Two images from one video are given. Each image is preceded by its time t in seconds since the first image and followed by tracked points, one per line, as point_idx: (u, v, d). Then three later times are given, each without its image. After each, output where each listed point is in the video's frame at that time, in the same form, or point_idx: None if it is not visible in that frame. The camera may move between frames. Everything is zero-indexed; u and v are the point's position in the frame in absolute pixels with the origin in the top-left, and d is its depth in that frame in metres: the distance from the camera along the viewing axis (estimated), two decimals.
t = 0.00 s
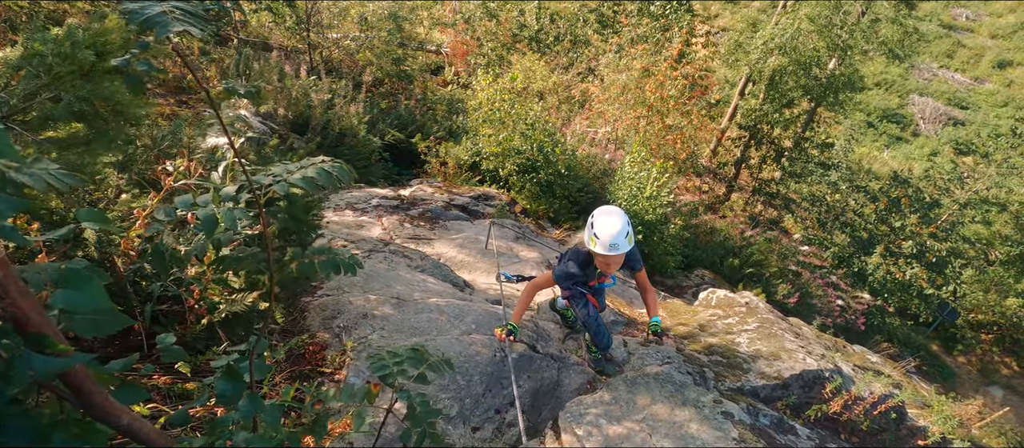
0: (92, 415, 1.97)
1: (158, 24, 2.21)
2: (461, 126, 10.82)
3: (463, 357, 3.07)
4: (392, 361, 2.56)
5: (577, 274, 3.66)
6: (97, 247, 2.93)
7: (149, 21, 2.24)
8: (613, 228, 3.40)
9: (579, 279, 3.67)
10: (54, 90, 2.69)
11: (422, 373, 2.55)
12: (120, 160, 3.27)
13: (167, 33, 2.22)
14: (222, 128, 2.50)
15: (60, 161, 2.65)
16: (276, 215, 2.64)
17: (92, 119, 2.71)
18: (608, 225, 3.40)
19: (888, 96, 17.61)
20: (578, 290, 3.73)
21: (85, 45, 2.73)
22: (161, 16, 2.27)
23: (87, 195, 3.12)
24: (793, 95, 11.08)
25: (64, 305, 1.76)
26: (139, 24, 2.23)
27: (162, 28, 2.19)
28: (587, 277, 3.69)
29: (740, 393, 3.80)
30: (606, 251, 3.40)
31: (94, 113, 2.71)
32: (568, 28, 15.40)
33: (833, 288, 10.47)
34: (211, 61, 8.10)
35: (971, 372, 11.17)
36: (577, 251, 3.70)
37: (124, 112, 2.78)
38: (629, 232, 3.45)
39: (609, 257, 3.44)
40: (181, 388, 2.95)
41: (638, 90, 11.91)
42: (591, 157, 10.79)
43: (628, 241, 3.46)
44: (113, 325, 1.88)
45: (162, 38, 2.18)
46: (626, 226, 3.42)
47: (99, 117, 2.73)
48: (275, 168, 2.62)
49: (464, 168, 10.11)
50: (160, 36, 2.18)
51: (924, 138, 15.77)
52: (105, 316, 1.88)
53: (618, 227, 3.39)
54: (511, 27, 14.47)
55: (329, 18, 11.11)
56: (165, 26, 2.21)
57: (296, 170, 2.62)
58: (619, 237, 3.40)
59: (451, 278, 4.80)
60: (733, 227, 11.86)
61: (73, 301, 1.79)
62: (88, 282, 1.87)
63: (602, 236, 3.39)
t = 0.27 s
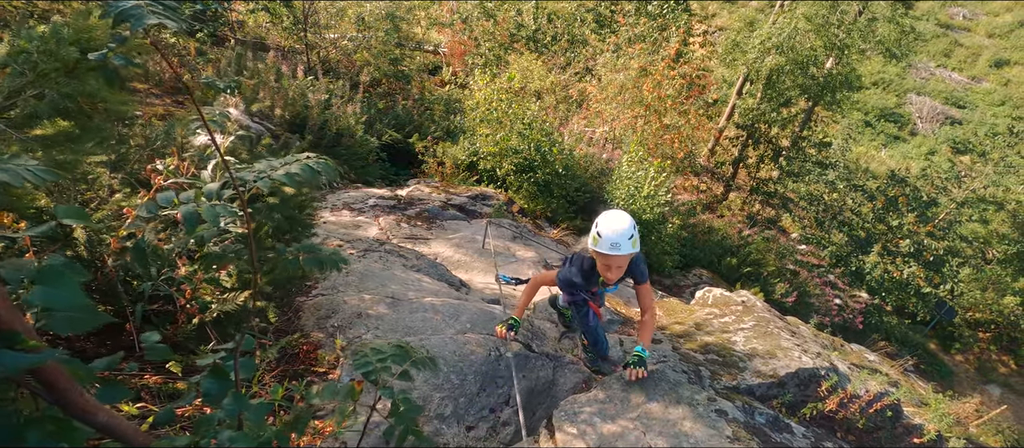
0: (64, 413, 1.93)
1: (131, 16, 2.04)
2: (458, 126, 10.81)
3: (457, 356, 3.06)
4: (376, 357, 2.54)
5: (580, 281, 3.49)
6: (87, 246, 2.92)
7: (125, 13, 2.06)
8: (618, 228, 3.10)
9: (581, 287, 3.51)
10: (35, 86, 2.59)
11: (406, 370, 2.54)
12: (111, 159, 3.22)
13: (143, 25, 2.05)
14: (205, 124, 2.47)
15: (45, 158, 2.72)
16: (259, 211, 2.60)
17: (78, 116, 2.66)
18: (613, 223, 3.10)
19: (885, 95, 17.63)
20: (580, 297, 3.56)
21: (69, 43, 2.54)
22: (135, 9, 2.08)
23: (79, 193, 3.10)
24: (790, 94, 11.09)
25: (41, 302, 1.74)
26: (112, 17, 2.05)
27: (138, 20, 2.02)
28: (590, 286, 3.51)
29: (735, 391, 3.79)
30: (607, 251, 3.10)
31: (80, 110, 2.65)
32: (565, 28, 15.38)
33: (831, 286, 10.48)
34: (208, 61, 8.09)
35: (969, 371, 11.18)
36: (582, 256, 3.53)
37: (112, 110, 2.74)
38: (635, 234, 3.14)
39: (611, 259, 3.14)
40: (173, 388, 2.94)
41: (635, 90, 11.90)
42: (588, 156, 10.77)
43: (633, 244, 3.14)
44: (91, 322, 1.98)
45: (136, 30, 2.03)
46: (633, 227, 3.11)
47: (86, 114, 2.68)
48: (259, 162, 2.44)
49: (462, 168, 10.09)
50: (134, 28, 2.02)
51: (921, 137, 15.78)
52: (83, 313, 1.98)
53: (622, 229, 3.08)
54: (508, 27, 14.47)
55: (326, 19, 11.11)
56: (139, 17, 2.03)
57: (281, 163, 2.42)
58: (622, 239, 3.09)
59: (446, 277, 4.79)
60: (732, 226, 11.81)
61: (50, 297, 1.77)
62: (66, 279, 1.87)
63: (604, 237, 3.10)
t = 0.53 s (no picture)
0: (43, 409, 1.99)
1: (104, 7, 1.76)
2: (455, 126, 10.78)
3: (451, 355, 3.05)
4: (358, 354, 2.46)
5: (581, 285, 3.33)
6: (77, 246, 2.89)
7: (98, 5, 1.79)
8: (626, 223, 2.92)
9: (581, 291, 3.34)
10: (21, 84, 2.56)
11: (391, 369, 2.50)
12: (103, 159, 3.21)
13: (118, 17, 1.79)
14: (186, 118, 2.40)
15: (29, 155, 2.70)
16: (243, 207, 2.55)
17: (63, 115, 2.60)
18: (622, 217, 2.94)
19: (882, 94, 17.64)
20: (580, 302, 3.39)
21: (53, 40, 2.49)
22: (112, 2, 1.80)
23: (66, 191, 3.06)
24: (787, 93, 11.10)
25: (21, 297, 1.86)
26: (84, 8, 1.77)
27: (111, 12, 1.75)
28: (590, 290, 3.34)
29: (732, 390, 3.80)
30: (614, 243, 2.89)
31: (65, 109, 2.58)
32: (563, 27, 15.37)
33: (828, 285, 10.50)
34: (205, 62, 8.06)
35: (967, 369, 11.19)
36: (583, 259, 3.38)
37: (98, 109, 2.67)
38: (644, 232, 2.95)
39: (617, 253, 2.92)
40: (164, 387, 2.94)
41: (632, 89, 11.88)
42: (586, 156, 10.74)
43: (640, 242, 2.94)
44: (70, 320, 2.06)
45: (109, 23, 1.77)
46: (642, 223, 2.93)
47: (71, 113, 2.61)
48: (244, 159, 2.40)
49: (459, 168, 10.08)
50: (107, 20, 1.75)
51: (919, 136, 15.79)
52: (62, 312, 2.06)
53: (631, 222, 2.91)
54: (506, 27, 14.47)
55: (323, 19, 11.09)
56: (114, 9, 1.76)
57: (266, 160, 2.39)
58: (631, 233, 2.90)
59: (443, 276, 4.78)
60: (729, 225, 11.82)
61: (29, 294, 1.88)
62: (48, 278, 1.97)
63: (613, 228, 2.91)
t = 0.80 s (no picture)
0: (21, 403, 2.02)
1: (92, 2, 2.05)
2: (453, 126, 10.76)
3: (446, 354, 3.05)
4: (345, 350, 2.47)
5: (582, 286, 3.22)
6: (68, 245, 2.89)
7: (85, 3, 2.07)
8: (629, 220, 2.90)
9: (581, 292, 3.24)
10: (6, 81, 2.58)
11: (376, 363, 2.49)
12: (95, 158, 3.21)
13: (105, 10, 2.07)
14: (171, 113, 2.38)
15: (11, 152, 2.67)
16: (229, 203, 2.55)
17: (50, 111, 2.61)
18: (624, 215, 2.92)
19: (879, 94, 17.67)
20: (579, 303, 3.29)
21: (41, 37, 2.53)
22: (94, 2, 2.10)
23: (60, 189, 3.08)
24: (784, 92, 11.11)
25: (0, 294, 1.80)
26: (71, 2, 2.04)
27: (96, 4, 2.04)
28: (590, 292, 3.25)
29: (728, 388, 3.79)
30: (617, 241, 2.86)
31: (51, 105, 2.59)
32: (560, 27, 15.36)
33: (826, 284, 10.51)
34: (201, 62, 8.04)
35: (965, 368, 11.22)
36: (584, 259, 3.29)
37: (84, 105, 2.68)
38: (647, 229, 2.93)
39: (618, 253, 2.88)
40: (156, 387, 2.93)
41: (630, 88, 11.88)
42: (584, 155, 10.71)
43: (644, 240, 2.91)
44: (52, 314, 2.03)
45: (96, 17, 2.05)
46: (645, 221, 2.91)
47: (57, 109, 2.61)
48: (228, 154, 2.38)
49: (457, 168, 10.06)
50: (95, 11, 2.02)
51: (916, 135, 15.81)
52: (43, 306, 2.03)
53: (634, 220, 2.89)
54: (504, 27, 14.49)
55: (321, 19, 11.07)
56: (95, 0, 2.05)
57: (250, 155, 2.38)
58: (633, 231, 2.87)
59: (439, 276, 4.77)
60: (727, 225, 11.84)
61: (8, 290, 1.83)
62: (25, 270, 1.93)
63: (614, 226, 2.88)
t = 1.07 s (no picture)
0: None
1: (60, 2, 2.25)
2: (450, 126, 10.75)
3: (440, 353, 3.04)
4: (330, 344, 2.47)
5: (583, 286, 3.11)
6: (57, 241, 2.87)
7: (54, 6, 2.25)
8: (630, 215, 2.89)
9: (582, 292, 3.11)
10: None
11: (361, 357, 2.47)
12: (88, 156, 3.20)
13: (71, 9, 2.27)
14: (154, 106, 2.36)
15: None
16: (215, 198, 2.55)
17: (34, 106, 2.61)
18: (625, 211, 2.90)
19: (877, 93, 17.68)
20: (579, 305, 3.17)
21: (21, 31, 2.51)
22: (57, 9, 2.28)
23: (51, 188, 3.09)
24: (782, 92, 11.12)
25: None
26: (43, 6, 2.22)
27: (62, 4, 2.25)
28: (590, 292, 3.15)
29: (725, 386, 3.79)
30: (617, 235, 2.84)
31: (36, 99, 2.60)
32: (558, 27, 15.35)
33: (824, 283, 10.51)
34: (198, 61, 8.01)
35: (963, 366, 11.24)
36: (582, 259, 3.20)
37: (69, 100, 2.69)
38: (648, 225, 2.91)
39: (621, 248, 2.86)
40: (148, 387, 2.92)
41: (628, 88, 11.87)
42: (582, 155, 10.65)
43: (645, 235, 2.90)
44: (28, 308, 2.05)
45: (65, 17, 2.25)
46: (645, 217, 2.90)
47: (42, 103, 2.62)
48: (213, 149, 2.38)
49: (455, 168, 10.05)
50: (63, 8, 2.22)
51: (914, 134, 15.82)
52: (21, 300, 2.04)
53: (636, 216, 2.87)
54: (501, 27, 14.48)
55: (318, 19, 11.04)
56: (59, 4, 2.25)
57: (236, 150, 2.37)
58: (636, 227, 2.85)
59: (435, 275, 4.76)
60: (724, 224, 11.86)
61: None
62: None
63: (618, 220, 2.86)
